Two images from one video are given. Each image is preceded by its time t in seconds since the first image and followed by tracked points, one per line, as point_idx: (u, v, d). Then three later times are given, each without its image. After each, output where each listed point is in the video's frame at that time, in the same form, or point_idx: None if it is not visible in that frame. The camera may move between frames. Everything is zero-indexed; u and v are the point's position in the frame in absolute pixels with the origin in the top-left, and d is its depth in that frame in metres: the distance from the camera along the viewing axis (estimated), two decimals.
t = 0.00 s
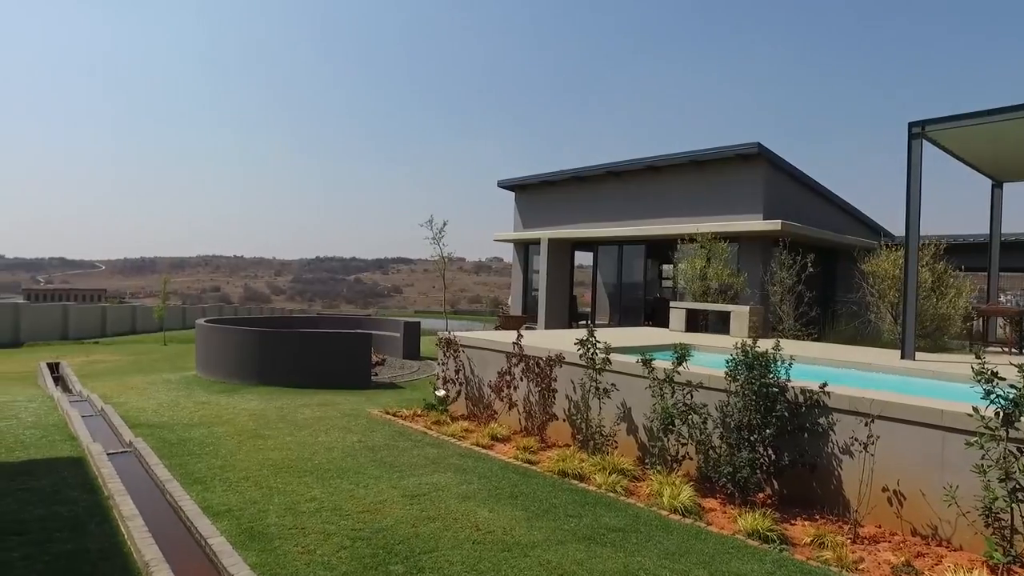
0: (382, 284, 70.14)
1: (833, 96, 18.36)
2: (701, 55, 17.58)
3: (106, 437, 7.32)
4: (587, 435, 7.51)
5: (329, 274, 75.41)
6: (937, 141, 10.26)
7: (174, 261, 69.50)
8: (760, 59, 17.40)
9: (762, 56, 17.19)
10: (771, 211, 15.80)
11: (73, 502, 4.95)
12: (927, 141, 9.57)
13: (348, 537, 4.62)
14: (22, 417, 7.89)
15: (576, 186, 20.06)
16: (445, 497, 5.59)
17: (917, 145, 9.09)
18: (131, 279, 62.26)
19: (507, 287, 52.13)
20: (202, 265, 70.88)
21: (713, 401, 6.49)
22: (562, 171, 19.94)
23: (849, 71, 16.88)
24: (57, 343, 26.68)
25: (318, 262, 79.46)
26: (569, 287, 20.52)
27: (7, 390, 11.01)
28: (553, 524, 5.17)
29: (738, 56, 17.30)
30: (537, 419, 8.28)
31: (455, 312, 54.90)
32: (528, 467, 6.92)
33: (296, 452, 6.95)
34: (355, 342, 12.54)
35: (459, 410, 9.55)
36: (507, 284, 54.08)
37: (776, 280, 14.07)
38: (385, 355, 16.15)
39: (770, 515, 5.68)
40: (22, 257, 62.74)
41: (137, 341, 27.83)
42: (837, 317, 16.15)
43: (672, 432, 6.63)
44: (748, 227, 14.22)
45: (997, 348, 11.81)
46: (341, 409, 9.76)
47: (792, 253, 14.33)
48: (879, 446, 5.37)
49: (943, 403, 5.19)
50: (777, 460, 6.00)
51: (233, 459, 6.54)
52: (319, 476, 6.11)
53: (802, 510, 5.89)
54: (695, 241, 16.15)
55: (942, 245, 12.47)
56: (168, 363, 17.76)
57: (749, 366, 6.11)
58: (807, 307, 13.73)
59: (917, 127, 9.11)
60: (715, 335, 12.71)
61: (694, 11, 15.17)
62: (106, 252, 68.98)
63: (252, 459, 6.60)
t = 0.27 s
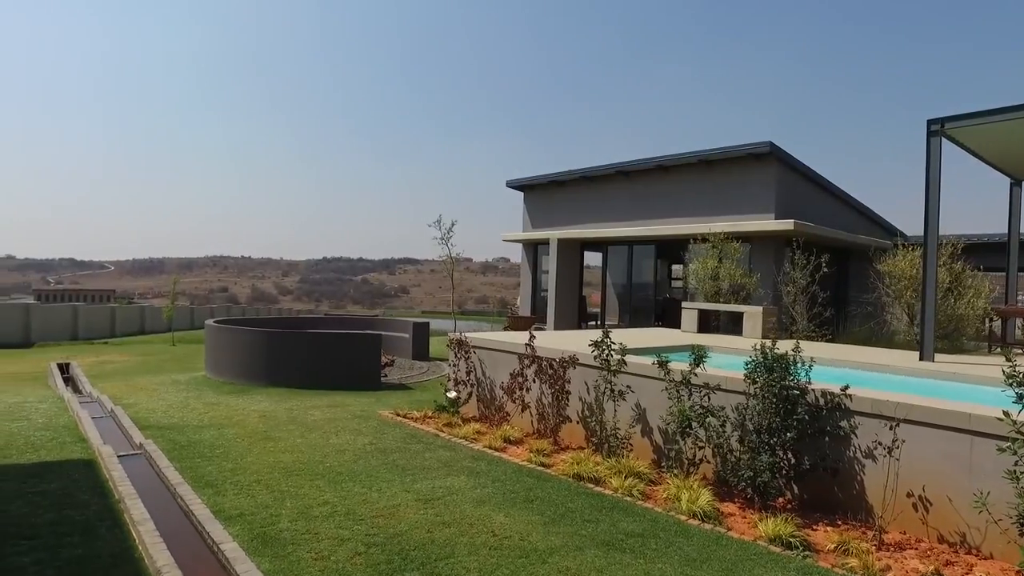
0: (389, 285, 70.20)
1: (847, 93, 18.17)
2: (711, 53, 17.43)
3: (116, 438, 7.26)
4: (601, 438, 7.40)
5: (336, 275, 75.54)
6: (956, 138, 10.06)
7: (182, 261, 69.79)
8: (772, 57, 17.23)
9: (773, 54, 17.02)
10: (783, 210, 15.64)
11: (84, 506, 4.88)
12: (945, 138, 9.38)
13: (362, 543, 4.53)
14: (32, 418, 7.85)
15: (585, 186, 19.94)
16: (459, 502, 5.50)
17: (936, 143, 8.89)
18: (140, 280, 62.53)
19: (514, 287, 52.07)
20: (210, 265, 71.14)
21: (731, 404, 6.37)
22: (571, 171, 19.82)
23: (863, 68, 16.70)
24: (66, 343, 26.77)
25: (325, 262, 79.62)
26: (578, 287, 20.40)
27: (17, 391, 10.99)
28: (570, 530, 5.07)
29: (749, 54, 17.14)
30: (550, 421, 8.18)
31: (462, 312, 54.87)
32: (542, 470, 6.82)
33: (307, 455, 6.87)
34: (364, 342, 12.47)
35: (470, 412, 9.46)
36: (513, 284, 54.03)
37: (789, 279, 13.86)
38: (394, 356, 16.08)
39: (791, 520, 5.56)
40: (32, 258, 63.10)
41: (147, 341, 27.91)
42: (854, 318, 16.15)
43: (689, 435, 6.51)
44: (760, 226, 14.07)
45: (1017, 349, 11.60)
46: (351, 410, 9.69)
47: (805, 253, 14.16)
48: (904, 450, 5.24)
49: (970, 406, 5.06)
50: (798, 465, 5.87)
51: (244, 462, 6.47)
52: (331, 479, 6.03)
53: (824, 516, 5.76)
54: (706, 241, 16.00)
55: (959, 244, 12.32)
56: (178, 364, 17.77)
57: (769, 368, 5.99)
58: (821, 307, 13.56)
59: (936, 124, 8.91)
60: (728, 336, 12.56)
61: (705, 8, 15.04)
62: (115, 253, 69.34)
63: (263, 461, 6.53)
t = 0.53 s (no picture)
0: (395, 285, 70.19)
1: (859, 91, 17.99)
2: (722, 52, 17.28)
3: (125, 441, 7.18)
4: (616, 441, 7.28)
5: (342, 275, 75.61)
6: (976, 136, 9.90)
7: (189, 262, 69.99)
8: (783, 55, 17.07)
9: (785, 51, 16.86)
10: (795, 210, 15.47)
11: (94, 511, 4.79)
12: (965, 136, 9.23)
13: (378, 551, 4.43)
14: (41, 421, 7.77)
15: (594, 186, 19.81)
16: (475, 507, 5.39)
17: (956, 140, 8.74)
18: (147, 281, 62.76)
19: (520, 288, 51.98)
20: (217, 267, 71.32)
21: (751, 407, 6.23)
22: (580, 170, 19.69)
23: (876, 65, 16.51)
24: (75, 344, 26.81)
25: (331, 263, 79.75)
26: (587, 287, 20.27)
27: (26, 393, 10.94)
28: (589, 537, 4.95)
29: (760, 52, 16.97)
30: (564, 423, 8.07)
31: (468, 313, 54.80)
32: (557, 474, 6.70)
33: (318, 459, 6.78)
34: (374, 344, 12.38)
35: (482, 414, 9.35)
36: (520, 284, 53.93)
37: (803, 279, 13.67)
38: (402, 357, 15.99)
39: (815, 526, 5.41)
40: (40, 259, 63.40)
41: (154, 342, 27.90)
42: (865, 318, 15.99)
43: (708, 439, 6.38)
44: (772, 226, 13.92)
45: None
46: (361, 412, 9.59)
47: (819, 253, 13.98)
48: (933, 456, 5.09)
49: (1001, 410, 4.92)
50: (820, 470, 5.73)
51: (255, 466, 6.37)
52: (343, 483, 5.93)
53: (847, 522, 5.62)
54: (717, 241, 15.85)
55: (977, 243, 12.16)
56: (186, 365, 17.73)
57: (790, 370, 5.86)
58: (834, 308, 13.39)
59: (956, 122, 8.76)
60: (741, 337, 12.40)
61: (717, 6, 14.91)
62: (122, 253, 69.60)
63: (274, 465, 6.44)
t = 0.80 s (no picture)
0: (399, 286, 70.16)
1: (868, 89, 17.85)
2: (730, 51, 17.14)
3: (132, 444, 7.08)
4: (630, 444, 7.17)
5: (346, 276, 75.61)
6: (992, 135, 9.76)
7: (193, 262, 70.07)
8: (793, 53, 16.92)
9: (794, 50, 16.70)
10: (805, 209, 15.32)
11: (101, 518, 4.69)
12: (983, 134, 9.09)
13: (391, 559, 4.31)
14: (47, 423, 7.68)
15: (601, 186, 19.68)
16: (489, 513, 5.29)
17: (974, 139, 8.61)
18: (152, 281, 62.86)
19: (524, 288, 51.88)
20: (221, 267, 71.42)
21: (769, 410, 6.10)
22: (586, 170, 19.56)
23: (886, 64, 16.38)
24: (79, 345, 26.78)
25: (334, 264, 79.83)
26: (593, 288, 20.13)
27: (31, 394, 10.86)
28: (606, 544, 4.83)
29: (768, 52, 16.83)
30: (576, 426, 7.96)
31: (472, 313, 54.72)
32: (570, 478, 6.59)
33: (327, 462, 6.67)
34: (381, 346, 12.27)
35: (491, 417, 9.24)
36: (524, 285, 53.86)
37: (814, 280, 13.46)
38: (408, 358, 15.88)
39: (836, 533, 5.28)
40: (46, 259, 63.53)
41: (159, 343, 27.84)
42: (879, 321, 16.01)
43: (724, 443, 6.25)
44: (782, 227, 13.77)
45: None
46: (369, 415, 9.49)
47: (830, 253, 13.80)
48: (959, 461, 4.95)
49: None
50: (841, 475, 5.60)
51: (263, 470, 6.27)
52: (353, 488, 5.81)
53: (869, 527, 5.49)
54: (726, 241, 15.71)
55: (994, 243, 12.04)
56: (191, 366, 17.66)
57: (810, 373, 5.72)
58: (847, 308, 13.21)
59: (974, 120, 8.62)
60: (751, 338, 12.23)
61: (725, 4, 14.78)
62: (127, 254, 69.73)
63: (283, 469, 6.33)
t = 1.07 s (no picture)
0: (403, 286, 70.10)
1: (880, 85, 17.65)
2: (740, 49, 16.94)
3: (137, 447, 6.96)
4: (645, 447, 7.02)
5: (350, 276, 75.59)
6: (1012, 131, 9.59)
7: (198, 263, 70.11)
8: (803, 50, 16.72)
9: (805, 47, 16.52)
10: (816, 208, 15.14)
11: (106, 524, 4.55)
12: (1003, 130, 8.92)
13: (404, 567, 4.17)
14: (51, 425, 7.57)
15: (608, 185, 19.52)
16: (503, 518, 5.15)
17: (995, 135, 8.45)
18: (157, 281, 62.94)
19: (529, 288, 51.75)
20: (225, 268, 71.46)
21: (789, 413, 5.94)
22: (593, 169, 19.41)
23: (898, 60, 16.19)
24: (84, 345, 26.74)
25: (338, 264, 79.86)
26: (600, 288, 19.98)
27: (35, 396, 10.76)
28: (626, 551, 4.69)
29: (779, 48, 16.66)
30: (589, 429, 7.82)
31: (477, 313, 54.62)
32: (585, 483, 6.44)
33: (336, 466, 6.53)
34: (388, 347, 12.16)
35: (500, 419, 9.10)
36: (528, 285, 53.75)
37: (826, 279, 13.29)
38: (415, 359, 15.76)
39: (861, 539, 5.12)
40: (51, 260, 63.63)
41: (164, 343, 27.79)
42: (892, 321, 15.89)
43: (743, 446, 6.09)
44: (794, 226, 13.59)
45: None
46: (377, 417, 9.36)
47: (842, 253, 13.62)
48: (991, 467, 4.79)
49: None
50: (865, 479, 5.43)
51: (271, 474, 6.14)
52: (363, 493, 5.67)
53: (895, 533, 5.32)
54: (736, 241, 15.54)
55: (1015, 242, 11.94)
56: (196, 367, 17.57)
57: (832, 375, 5.55)
58: (860, 308, 13.03)
59: (995, 115, 8.47)
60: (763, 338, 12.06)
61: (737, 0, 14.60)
62: (132, 254, 69.82)
63: (291, 473, 6.20)
